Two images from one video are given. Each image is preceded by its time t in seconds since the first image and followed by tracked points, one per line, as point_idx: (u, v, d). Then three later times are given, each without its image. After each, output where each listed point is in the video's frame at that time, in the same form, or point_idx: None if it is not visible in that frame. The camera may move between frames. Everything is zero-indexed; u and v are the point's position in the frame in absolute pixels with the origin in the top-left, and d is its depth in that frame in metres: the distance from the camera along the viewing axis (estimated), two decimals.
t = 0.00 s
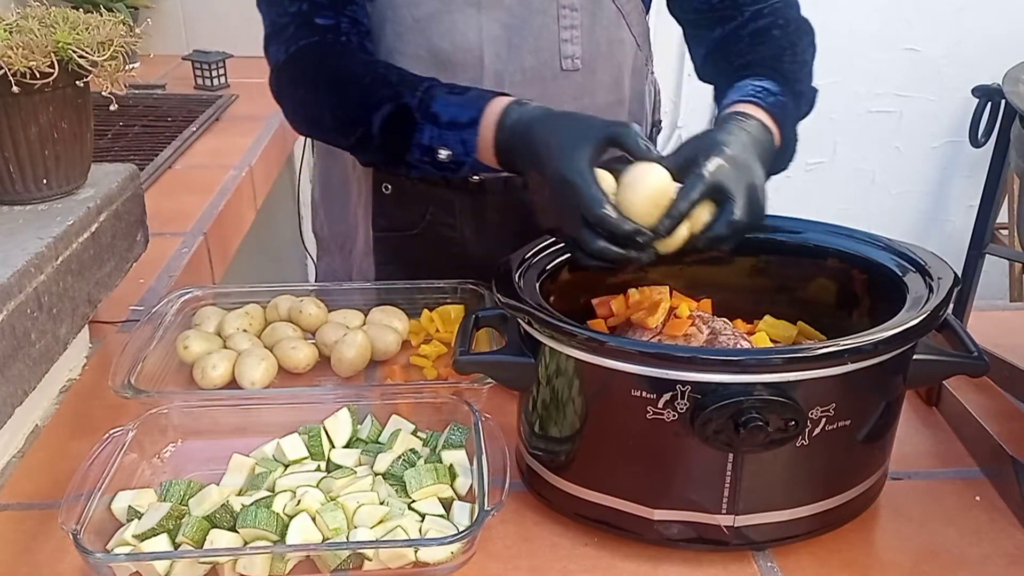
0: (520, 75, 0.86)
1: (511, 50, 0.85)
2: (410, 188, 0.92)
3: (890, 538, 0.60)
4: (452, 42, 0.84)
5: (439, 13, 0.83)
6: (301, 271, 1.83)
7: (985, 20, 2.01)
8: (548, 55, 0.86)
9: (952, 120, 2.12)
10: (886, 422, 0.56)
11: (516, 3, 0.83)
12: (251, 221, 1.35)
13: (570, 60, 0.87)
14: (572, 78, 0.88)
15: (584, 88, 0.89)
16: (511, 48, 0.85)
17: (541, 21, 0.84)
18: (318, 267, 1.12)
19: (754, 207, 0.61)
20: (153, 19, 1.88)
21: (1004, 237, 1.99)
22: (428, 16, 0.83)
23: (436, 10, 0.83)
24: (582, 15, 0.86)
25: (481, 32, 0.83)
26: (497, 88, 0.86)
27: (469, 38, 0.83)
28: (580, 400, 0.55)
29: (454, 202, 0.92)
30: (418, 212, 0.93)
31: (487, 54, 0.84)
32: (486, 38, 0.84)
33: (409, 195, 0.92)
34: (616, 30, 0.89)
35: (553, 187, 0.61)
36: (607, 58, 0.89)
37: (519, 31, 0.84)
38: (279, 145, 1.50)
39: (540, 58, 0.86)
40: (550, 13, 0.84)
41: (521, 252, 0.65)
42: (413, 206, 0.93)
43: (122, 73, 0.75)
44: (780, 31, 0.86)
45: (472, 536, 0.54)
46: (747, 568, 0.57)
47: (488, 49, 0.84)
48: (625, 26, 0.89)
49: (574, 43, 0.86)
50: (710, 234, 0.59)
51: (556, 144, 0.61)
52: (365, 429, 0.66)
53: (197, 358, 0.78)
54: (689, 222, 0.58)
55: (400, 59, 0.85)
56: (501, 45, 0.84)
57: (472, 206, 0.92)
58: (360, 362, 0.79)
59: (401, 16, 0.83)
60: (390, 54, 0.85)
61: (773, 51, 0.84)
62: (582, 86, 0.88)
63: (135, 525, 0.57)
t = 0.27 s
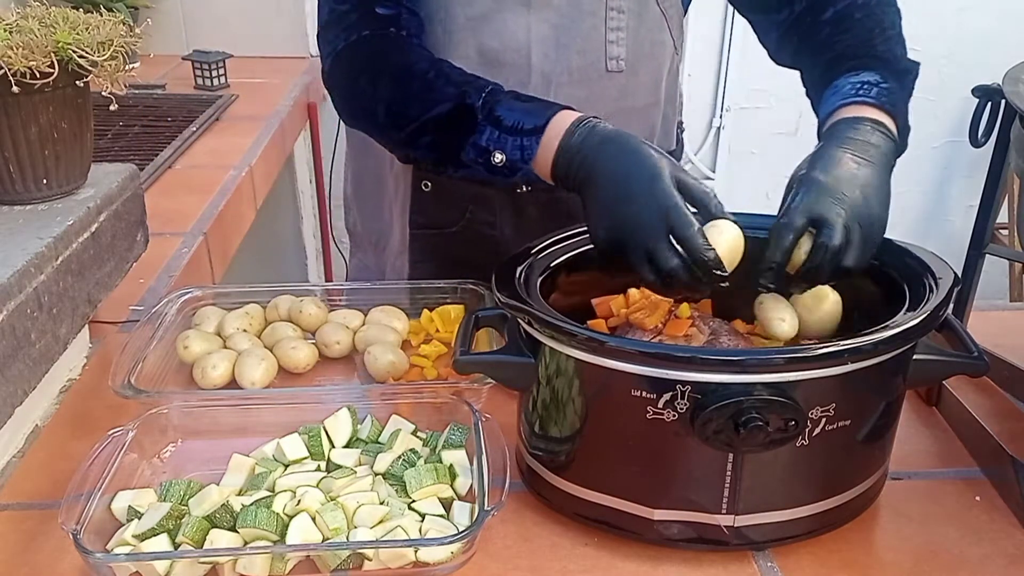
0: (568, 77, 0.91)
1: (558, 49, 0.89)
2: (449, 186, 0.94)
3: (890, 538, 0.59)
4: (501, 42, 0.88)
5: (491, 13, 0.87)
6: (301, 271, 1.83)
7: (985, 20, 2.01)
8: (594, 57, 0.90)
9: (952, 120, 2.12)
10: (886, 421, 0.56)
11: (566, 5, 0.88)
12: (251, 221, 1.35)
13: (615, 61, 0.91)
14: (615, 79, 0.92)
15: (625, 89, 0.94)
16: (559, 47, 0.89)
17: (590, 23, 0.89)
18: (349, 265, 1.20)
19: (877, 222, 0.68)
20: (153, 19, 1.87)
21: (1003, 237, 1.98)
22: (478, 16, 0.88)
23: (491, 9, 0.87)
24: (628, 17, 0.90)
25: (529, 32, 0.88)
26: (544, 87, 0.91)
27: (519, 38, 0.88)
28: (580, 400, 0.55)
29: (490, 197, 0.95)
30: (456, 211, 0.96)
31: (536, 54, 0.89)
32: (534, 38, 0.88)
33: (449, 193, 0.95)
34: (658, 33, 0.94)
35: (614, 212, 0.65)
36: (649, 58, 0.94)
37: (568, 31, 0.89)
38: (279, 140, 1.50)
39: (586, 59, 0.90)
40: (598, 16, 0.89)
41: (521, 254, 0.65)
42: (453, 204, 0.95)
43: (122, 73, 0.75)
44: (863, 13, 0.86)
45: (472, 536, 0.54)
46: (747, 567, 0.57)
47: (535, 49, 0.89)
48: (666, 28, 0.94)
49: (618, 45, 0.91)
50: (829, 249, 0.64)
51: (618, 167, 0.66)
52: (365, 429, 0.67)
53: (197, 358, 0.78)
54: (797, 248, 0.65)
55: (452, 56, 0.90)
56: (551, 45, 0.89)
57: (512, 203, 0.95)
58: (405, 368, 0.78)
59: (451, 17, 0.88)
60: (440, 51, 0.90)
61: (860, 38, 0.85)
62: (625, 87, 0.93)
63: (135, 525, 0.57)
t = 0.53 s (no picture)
0: (580, 79, 0.91)
1: (572, 52, 0.89)
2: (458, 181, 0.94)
3: (890, 538, 0.59)
4: (515, 42, 0.88)
5: (503, 12, 0.87)
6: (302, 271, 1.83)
7: (986, 20, 2.01)
8: (608, 58, 0.91)
9: (952, 120, 2.12)
10: (886, 422, 0.56)
11: (579, 7, 0.88)
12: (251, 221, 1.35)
13: (628, 64, 0.92)
14: (627, 82, 0.93)
15: (637, 91, 0.94)
16: (572, 50, 0.89)
17: (603, 25, 0.89)
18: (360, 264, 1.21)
19: (877, 235, 0.67)
20: (153, 19, 1.87)
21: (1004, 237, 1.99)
22: (492, 15, 0.87)
23: (502, 9, 0.87)
24: (642, 20, 0.90)
25: (543, 33, 0.88)
26: (557, 88, 0.91)
27: (532, 38, 0.88)
28: (580, 400, 0.55)
29: (502, 197, 0.94)
30: (466, 207, 0.96)
31: (549, 55, 0.89)
32: (548, 40, 0.88)
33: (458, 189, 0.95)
34: (671, 36, 0.93)
35: (555, 192, 0.64)
36: (662, 62, 0.94)
37: (581, 33, 0.89)
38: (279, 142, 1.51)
39: (598, 61, 0.91)
40: (611, 19, 0.89)
41: (520, 254, 0.65)
42: (461, 200, 0.95)
43: (122, 73, 0.75)
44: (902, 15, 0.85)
45: (472, 536, 0.54)
46: (747, 567, 0.57)
47: (548, 50, 0.89)
48: (679, 32, 0.94)
49: (632, 48, 0.91)
50: (815, 265, 0.64)
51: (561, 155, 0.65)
52: (365, 429, 0.67)
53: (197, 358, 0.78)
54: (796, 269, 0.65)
55: (464, 54, 0.90)
56: (564, 47, 0.89)
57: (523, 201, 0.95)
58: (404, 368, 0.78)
59: (462, 15, 0.88)
60: (453, 49, 0.90)
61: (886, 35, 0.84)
62: (637, 90, 0.94)
63: (135, 525, 0.57)
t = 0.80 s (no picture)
0: (562, 85, 0.87)
1: (554, 57, 0.86)
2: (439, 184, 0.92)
3: (890, 538, 0.59)
4: (494, 45, 0.85)
5: (481, 14, 0.84)
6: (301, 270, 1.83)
7: (986, 21, 2.01)
8: (591, 64, 0.87)
9: (952, 120, 2.12)
10: (886, 422, 0.56)
11: (562, 9, 0.84)
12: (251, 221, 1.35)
13: (612, 70, 0.87)
14: (612, 89, 0.88)
15: (623, 99, 0.89)
16: (553, 56, 0.86)
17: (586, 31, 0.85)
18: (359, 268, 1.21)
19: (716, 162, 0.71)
20: (153, 18, 1.87)
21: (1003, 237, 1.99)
22: (473, 18, 0.84)
23: (481, 11, 0.84)
24: (627, 26, 0.86)
25: (525, 36, 0.85)
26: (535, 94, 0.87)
27: (512, 40, 0.85)
28: (580, 400, 0.55)
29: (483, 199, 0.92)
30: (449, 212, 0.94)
31: (528, 59, 0.85)
32: (530, 42, 0.85)
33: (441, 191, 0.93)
34: (659, 42, 0.89)
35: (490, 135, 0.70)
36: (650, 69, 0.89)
37: (563, 39, 0.85)
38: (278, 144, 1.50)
39: (582, 68, 0.87)
40: (596, 24, 0.85)
41: (521, 252, 0.65)
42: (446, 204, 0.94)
43: (122, 73, 0.75)
44: (847, 18, 0.86)
45: (472, 536, 0.54)
46: (747, 567, 0.57)
47: (529, 55, 0.85)
48: (670, 38, 0.89)
49: (618, 53, 0.87)
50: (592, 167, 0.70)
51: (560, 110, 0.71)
52: (365, 429, 0.67)
53: (197, 358, 0.78)
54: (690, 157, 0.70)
55: (443, 56, 0.86)
56: (545, 51, 0.86)
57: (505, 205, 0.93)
58: (404, 368, 0.78)
59: (444, 17, 0.85)
60: (430, 50, 0.86)
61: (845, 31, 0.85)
62: (623, 97, 0.89)
63: (135, 525, 0.57)
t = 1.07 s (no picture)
0: (526, 87, 0.83)
1: (516, 60, 0.83)
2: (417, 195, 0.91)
3: (890, 538, 0.59)
4: (456, 51, 0.83)
5: (441, 22, 0.82)
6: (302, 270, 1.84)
7: (986, 21, 2.01)
8: (555, 66, 0.83)
9: (952, 120, 2.12)
10: (886, 422, 0.56)
11: (522, 11, 0.81)
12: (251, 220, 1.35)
13: (578, 70, 0.83)
14: (580, 88, 0.84)
15: (593, 100, 0.85)
16: (517, 59, 0.83)
17: (548, 32, 0.82)
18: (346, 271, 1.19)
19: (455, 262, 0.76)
20: (153, 18, 1.87)
21: (1003, 237, 1.99)
22: (435, 25, 0.83)
23: (442, 19, 0.82)
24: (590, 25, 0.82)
25: (484, 41, 0.82)
26: (501, 98, 0.84)
27: (472, 45, 0.82)
28: (580, 400, 0.55)
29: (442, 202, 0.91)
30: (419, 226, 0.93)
31: (490, 63, 0.82)
32: (490, 47, 0.82)
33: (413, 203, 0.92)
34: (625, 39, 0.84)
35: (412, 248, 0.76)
36: (620, 69, 0.85)
37: (524, 42, 0.82)
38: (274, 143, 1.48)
39: (546, 70, 0.83)
40: (556, 24, 0.82)
41: (521, 251, 0.65)
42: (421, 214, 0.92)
43: (122, 73, 0.75)
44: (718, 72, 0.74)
45: (472, 536, 0.54)
46: (747, 568, 0.57)
47: (490, 59, 0.82)
48: (638, 34, 0.84)
49: (582, 53, 0.83)
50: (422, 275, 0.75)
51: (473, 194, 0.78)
52: (365, 429, 0.66)
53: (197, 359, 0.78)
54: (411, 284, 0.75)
55: (407, 66, 0.85)
56: (506, 55, 0.82)
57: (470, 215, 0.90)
58: (405, 369, 0.78)
59: (407, 28, 0.85)
60: (394, 61, 0.86)
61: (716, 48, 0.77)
62: (592, 98, 0.85)
63: (135, 525, 0.57)
